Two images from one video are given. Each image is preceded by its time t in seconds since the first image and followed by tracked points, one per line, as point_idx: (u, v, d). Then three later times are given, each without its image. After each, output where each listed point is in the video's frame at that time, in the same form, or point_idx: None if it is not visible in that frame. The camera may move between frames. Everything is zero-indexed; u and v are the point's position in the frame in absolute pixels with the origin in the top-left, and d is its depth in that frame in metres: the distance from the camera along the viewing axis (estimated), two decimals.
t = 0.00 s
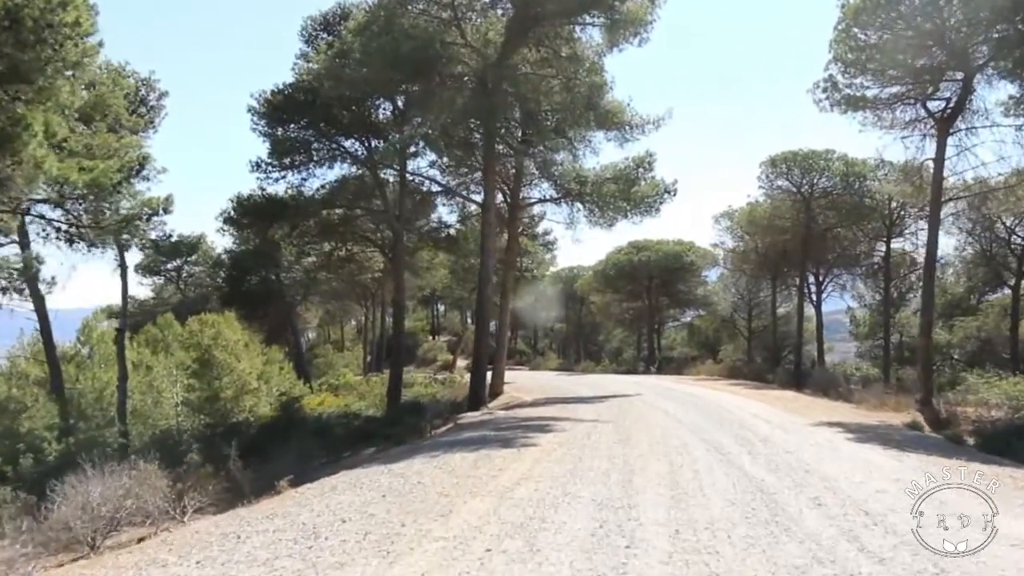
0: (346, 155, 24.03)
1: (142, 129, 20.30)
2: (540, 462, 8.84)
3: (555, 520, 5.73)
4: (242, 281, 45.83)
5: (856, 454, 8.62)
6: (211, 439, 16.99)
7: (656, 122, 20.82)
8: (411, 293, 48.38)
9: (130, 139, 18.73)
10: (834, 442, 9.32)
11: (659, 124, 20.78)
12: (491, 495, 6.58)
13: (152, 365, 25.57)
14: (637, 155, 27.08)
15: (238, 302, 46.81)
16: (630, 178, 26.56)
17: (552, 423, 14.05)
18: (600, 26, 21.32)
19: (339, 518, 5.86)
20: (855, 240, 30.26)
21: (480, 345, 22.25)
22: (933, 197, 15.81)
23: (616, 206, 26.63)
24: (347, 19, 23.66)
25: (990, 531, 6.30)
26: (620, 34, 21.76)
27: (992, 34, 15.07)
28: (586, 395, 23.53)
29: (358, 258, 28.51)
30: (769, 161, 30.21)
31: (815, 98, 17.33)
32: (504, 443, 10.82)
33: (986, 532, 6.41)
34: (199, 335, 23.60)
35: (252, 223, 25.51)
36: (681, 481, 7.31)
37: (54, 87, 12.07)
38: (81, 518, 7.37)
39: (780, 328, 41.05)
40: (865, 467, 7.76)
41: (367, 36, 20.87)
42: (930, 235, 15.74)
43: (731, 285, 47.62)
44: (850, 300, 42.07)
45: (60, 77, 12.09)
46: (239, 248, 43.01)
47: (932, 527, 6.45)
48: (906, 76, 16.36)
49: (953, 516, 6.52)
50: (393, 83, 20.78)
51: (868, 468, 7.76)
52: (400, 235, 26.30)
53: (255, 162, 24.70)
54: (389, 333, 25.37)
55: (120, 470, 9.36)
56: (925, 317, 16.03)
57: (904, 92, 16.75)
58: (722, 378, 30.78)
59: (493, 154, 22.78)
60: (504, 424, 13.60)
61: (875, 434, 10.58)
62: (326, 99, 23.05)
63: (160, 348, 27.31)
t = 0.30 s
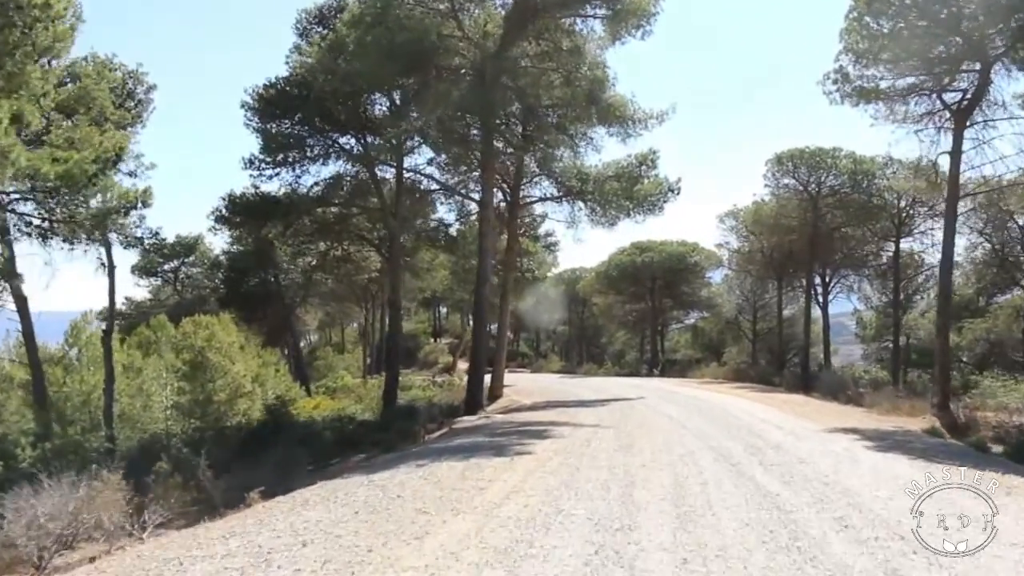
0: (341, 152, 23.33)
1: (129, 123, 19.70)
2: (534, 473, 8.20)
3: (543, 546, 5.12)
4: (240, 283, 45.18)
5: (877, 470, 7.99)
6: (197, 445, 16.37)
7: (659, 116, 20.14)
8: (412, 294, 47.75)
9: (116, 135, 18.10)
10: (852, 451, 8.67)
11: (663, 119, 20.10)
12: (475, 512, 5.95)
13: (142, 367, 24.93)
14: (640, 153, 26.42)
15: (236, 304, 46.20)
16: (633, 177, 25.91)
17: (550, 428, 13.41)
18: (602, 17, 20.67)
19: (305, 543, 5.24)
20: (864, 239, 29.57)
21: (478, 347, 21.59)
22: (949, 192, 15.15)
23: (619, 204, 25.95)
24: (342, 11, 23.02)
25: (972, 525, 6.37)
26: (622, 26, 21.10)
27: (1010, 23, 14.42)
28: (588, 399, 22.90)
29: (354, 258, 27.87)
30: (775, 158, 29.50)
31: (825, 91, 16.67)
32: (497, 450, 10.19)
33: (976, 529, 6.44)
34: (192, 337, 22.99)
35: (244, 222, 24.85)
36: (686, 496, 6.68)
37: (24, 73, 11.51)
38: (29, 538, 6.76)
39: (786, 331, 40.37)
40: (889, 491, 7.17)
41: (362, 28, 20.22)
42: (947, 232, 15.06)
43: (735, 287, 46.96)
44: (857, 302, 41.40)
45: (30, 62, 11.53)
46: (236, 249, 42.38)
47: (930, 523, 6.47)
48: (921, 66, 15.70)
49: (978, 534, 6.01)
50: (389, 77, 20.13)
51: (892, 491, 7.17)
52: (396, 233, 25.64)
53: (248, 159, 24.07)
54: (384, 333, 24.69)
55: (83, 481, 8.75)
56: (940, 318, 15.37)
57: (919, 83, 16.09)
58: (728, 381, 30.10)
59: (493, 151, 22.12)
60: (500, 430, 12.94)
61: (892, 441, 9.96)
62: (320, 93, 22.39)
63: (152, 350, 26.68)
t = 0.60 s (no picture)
0: (335, 148, 22.74)
1: (116, 118, 19.11)
2: (528, 483, 7.64)
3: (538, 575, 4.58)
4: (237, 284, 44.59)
5: (899, 484, 7.44)
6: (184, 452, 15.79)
7: (662, 111, 19.50)
8: (412, 295, 47.16)
9: (101, 130, 17.50)
10: (871, 461, 8.10)
11: (667, 113, 19.48)
12: (463, 531, 5.40)
13: (133, 370, 24.30)
14: (642, 150, 25.87)
15: (234, 305, 45.64)
16: (636, 174, 25.32)
17: (548, 433, 12.82)
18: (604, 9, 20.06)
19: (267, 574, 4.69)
20: (870, 239, 28.98)
21: (476, 348, 20.99)
22: (966, 187, 14.54)
23: (620, 203, 25.37)
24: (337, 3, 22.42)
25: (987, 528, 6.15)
26: (624, 18, 20.51)
27: None
28: (589, 401, 22.30)
29: (350, 258, 27.27)
30: (781, 156, 28.92)
31: (835, 83, 16.05)
32: (490, 457, 9.61)
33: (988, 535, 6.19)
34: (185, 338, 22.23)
35: (236, 221, 24.22)
36: (695, 513, 6.12)
37: None
38: None
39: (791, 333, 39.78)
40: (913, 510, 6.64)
41: (356, 19, 19.60)
42: (963, 230, 14.44)
43: (739, 287, 46.38)
44: (862, 304, 40.82)
45: None
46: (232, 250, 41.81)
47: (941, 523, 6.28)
48: (936, 57, 15.07)
49: (1015, 559, 5.49)
50: (384, 71, 19.54)
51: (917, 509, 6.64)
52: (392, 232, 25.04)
53: (239, 156, 23.48)
54: (380, 334, 24.06)
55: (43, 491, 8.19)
56: (955, 320, 14.77)
57: (934, 73, 15.46)
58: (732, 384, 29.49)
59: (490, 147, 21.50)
60: (496, 436, 12.36)
61: (911, 448, 9.40)
62: (314, 87, 21.79)
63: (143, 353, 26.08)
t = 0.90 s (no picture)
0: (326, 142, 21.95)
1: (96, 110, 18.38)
2: (515, 498, 6.90)
3: None
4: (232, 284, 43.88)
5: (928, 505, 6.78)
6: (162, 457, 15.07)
7: (664, 102, 18.76)
8: (410, 296, 46.44)
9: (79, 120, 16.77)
10: (893, 474, 7.38)
11: (669, 104, 18.73)
12: (433, 560, 4.71)
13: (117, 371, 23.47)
14: (644, 145, 25.11)
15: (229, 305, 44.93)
16: (637, 170, 24.59)
17: (545, 439, 12.09)
18: None
19: None
20: (879, 236, 28.17)
21: (471, 350, 20.23)
22: (986, 179, 13.79)
23: (621, 199, 24.59)
24: None
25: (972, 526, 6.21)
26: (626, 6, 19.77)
27: None
28: (589, 404, 21.56)
29: (343, 257, 26.51)
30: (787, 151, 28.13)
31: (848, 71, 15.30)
32: (477, 468, 8.86)
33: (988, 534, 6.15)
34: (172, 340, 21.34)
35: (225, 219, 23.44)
36: (703, 537, 5.45)
37: None
38: None
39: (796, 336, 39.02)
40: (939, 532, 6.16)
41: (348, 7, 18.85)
42: (984, 224, 13.69)
43: (742, 288, 45.62)
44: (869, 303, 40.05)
45: None
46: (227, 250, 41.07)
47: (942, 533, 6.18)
48: (954, 42, 14.33)
49: None
50: (376, 61, 18.79)
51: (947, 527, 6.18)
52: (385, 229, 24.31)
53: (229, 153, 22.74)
54: (373, 334, 23.27)
55: None
56: (974, 319, 14.04)
57: (952, 60, 14.72)
58: (736, 386, 28.74)
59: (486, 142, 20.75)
60: (489, 443, 11.64)
61: (934, 458, 8.67)
62: (304, 79, 21.03)
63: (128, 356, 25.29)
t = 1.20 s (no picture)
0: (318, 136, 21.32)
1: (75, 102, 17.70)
2: (502, 514, 6.25)
3: None
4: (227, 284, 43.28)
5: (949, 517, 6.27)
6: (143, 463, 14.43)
7: (667, 94, 18.12)
8: (409, 297, 45.84)
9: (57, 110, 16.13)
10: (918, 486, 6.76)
11: (671, 96, 18.10)
12: None
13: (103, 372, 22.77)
14: (645, 141, 24.50)
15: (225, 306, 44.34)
16: (638, 166, 23.97)
17: (541, 444, 11.47)
18: None
19: None
20: (887, 235, 27.55)
21: (467, 351, 19.54)
22: (1004, 171, 13.15)
23: (622, 195, 23.98)
24: None
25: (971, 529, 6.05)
26: None
27: None
28: (588, 407, 20.91)
29: (337, 255, 25.84)
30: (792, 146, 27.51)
31: (859, 59, 14.69)
32: (464, 477, 8.20)
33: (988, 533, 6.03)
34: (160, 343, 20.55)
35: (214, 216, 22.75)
36: (716, 565, 4.85)
37: None
38: None
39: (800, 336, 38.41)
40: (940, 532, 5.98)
41: None
42: (1003, 218, 13.06)
43: (745, 288, 45.00)
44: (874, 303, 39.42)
45: None
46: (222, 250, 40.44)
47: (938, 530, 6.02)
48: (970, 28, 13.71)
49: None
50: (367, 52, 18.15)
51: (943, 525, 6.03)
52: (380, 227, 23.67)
53: (218, 147, 22.10)
54: (366, 335, 22.65)
55: None
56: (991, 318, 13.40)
57: (967, 47, 14.09)
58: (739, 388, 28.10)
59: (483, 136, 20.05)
60: (481, 449, 11.01)
61: (958, 467, 8.04)
62: (295, 71, 20.36)
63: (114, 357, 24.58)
